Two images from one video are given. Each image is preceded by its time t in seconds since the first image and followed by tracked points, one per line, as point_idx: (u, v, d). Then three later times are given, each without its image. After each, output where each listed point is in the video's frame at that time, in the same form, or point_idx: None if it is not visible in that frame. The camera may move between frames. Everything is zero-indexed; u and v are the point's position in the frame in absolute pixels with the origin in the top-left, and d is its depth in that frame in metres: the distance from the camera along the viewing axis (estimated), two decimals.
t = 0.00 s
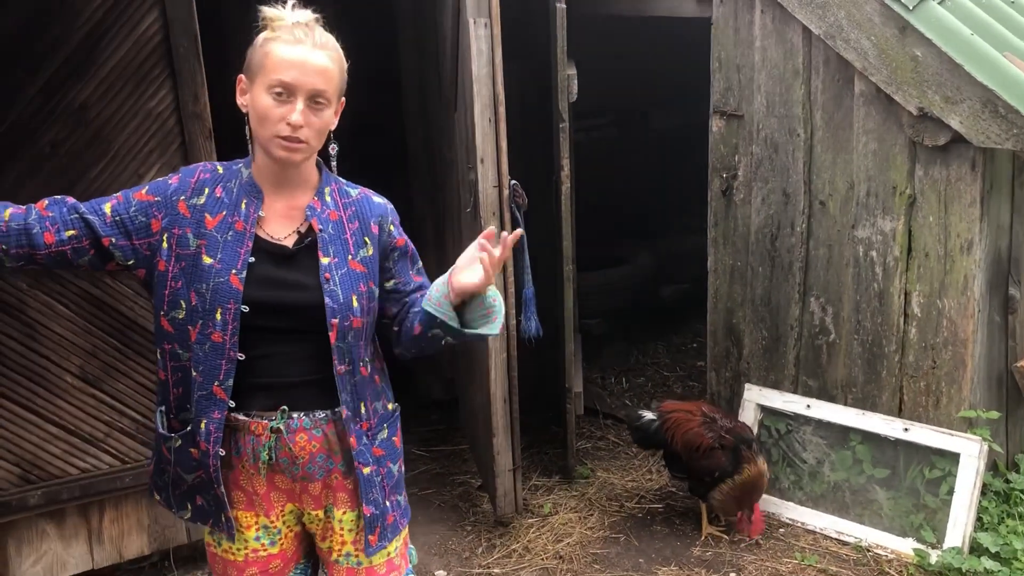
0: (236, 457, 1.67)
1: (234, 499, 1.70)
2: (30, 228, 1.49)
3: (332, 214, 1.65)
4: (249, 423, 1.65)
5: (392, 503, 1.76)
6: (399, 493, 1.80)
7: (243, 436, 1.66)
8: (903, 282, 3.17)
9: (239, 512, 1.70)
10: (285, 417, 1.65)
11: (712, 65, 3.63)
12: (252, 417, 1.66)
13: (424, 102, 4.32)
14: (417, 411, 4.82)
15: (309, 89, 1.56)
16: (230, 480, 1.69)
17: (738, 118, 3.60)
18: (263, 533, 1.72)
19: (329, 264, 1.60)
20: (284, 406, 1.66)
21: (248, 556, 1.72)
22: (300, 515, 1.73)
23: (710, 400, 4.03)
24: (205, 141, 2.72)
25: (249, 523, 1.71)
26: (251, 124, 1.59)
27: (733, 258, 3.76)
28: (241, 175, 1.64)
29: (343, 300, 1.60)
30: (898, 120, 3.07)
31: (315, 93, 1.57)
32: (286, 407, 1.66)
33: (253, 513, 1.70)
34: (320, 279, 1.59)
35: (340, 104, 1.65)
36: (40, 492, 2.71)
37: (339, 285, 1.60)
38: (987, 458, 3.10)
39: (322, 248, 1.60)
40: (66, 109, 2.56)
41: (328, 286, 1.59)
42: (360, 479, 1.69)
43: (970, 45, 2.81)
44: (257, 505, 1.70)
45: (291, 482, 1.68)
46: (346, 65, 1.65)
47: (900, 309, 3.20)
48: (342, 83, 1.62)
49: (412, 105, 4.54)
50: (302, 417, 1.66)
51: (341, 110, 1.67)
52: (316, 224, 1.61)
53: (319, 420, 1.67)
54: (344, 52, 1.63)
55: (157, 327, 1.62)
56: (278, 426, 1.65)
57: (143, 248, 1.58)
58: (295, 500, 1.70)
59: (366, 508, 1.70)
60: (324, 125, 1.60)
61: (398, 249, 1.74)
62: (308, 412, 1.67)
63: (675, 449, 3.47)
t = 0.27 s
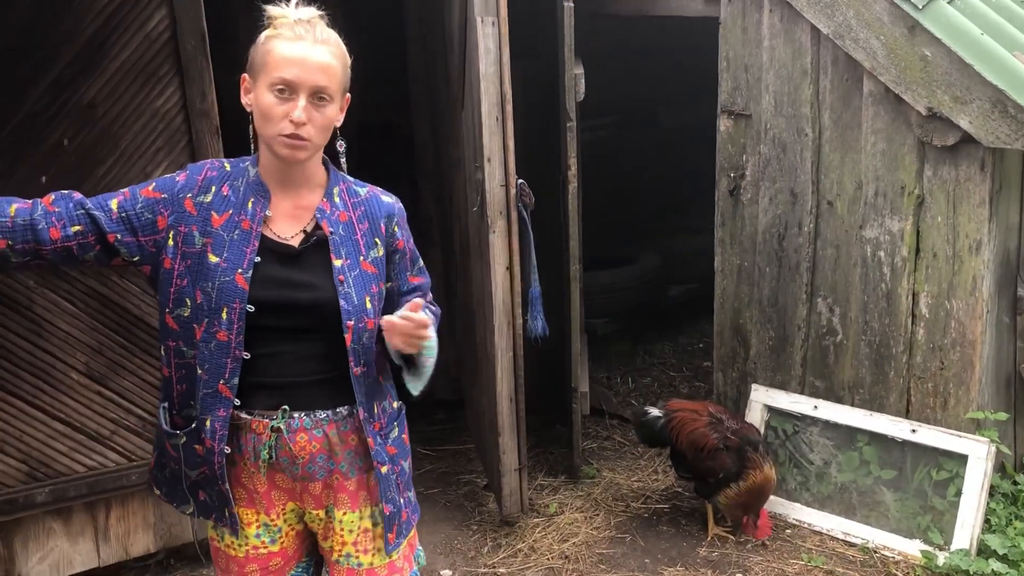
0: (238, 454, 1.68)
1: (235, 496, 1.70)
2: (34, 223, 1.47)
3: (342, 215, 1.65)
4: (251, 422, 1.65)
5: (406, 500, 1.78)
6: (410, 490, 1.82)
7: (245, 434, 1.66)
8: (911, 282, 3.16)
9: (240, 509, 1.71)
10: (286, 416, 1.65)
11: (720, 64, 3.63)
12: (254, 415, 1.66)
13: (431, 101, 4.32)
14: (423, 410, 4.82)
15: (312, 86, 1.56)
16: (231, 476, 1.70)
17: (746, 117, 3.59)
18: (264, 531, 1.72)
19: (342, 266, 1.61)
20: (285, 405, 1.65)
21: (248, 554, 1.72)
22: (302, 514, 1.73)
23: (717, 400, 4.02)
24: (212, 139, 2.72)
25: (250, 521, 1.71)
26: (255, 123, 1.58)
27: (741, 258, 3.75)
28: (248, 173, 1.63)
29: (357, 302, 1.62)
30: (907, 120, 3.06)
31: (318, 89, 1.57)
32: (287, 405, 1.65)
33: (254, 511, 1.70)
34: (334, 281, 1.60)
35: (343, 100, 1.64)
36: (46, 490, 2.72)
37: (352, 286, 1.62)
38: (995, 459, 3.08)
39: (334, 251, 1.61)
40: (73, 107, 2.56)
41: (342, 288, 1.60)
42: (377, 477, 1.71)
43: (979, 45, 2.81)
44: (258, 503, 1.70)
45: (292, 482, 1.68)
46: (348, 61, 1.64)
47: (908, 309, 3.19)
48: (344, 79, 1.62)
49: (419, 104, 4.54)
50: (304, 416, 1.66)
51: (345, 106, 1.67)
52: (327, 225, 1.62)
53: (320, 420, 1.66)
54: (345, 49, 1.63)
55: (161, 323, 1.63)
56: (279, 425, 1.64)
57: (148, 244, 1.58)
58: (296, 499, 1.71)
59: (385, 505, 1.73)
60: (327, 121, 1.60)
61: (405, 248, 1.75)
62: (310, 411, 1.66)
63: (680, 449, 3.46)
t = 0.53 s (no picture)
0: (240, 453, 1.68)
1: (238, 495, 1.70)
2: (36, 225, 1.46)
3: (354, 222, 1.67)
4: (256, 421, 1.66)
5: (418, 489, 1.84)
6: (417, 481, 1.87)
7: (248, 435, 1.67)
8: (919, 284, 3.15)
9: (243, 508, 1.71)
10: (291, 415, 1.66)
11: (728, 65, 3.62)
12: (258, 416, 1.67)
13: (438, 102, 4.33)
14: (429, 411, 4.82)
15: (308, 82, 1.56)
16: (234, 475, 1.70)
17: (753, 118, 3.58)
18: (265, 530, 1.71)
19: (358, 275, 1.64)
20: (292, 405, 1.67)
21: (248, 552, 1.71)
22: (302, 513, 1.73)
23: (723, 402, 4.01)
24: (220, 139, 2.72)
25: (251, 520, 1.71)
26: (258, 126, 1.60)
27: (747, 260, 3.74)
28: (255, 177, 1.63)
29: (371, 310, 1.66)
30: (915, 122, 3.05)
31: (314, 85, 1.56)
32: (293, 405, 1.67)
33: (256, 510, 1.70)
34: (349, 290, 1.64)
35: (345, 98, 1.63)
36: (54, 489, 2.73)
37: (366, 295, 1.66)
38: (1003, 462, 3.08)
39: (350, 260, 1.64)
40: (82, 108, 2.58)
41: (358, 298, 1.64)
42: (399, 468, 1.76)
43: (988, 47, 2.81)
44: (259, 502, 1.70)
45: (294, 481, 1.68)
46: (349, 59, 1.64)
47: (915, 311, 3.18)
48: (344, 76, 1.61)
49: (427, 105, 4.55)
50: (308, 416, 1.67)
51: (349, 106, 1.67)
52: (341, 233, 1.63)
53: (324, 420, 1.67)
54: (345, 47, 1.63)
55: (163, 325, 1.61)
56: (283, 424, 1.65)
57: (152, 247, 1.57)
58: (297, 498, 1.70)
59: (410, 494, 1.78)
60: (327, 118, 1.58)
61: (407, 254, 1.80)
62: (315, 411, 1.68)
63: (687, 446, 3.46)
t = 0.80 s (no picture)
0: (243, 457, 1.70)
1: (241, 498, 1.72)
2: (41, 227, 1.50)
3: (352, 228, 1.66)
4: (258, 427, 1.68)
5: (418, 500, 1.83)
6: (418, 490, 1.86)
7: (250, 439, 1.69)
8: (928, 289, 3.15)
9: (245, 510, 1.72)
10: (290, 422, 1.67)
11: (736, 70, 3.63)
12: (260, 422, 1.68)
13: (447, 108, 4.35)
14: (437, 415, 4.84)
15: (278, 82, 1.54)
16: (236, 478, 1.72)
17: (761, 123, 3.59)
18: (267, 532, 1.73)
19: (351, 282, 1.63)
20: (290, 412, 1.67)
21: (251, 553, 1.73)
22: (305, 517, 1.74)
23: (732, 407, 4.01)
24: (230, 143, 2.73)
25: (254, 522, 1.72)
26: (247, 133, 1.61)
27: (756, 265, 3.74)
28: (257, 181, 1.64)
29: (362, 319, 1.65)
30: (924, 127, 3.05)
31: (283, 83, 1.54)
32: (292, 412, 1.67)
33: (258, 513, 1.72)
34: (341, 297, 1.62)
35: (325, 96, 1.58)
36: (64, 492, 2.75)
37: (359, 302, 1.64)
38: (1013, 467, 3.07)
39: (343, 266, 1.62)
40: (93, 114, 2.60)
41: (350, 305, 1.62)
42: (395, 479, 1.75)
43: (997, 51, 2.81)
44: (262, 505, 1.71)
45: (296, 486, 1.69)
46: (331, 57, 1.60)
47: (924, 316, 3.18)
48: (320, 73, 1.57)
49: (435, 110, 4.57)
50: (307, 424, 1.67)
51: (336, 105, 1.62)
52: (336, 240, 1.62)
53: (324, 427, 1.68)
54: (325, 45, 1.59)
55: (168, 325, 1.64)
56: (283, 431, 1.66)
57: (156, 249, 1.60)
58: (300, 502, 1.72)
59: (405, 505, 1.77)
60: (299, 116, 1.55)
61: (410, 262, 1.78)
62: (315, 419, 1.68)
63: (698, 449, 3.45)
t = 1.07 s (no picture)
0: (246, 461, 1.71)
1: (246, 500, 1.74)
2: (57, 231, 1.51)
3: (349, 232, 1.64)
4: (260, 432, 1.68)
5: (418, 507, 1.80)
6: (421, 497, 1.83)
7: (254, 443, 1.70)
8: (940, 294, 3.14)
9: (251, 512, 1.74)
10: (290, 429, 1.67)
11: (747, 76, 3.63)
12: (264, 426, 1.69)
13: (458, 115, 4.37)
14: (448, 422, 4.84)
15: (262, 86, 1.54)
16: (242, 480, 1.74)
17: (772, 130, 3.59)
18: (272, 534, 1.75)
19: (345, 285, 1.61)
20: (289, 419, 1.67)
21: (257, 554, 1.76)
22: (309, 520, 1.76)
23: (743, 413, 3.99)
24: (242, 150, 2.75)
25: (259, 523, 1.75)
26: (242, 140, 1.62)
27: (767, 271, 3.74)
28: (261, 187, 1.66)
29: (356, 323, 1.63)
30: (936, 132, 3.05)
31: (267, 87, 1.54)
32: (292, 418, 1.68)
33: (263, 515, 1.74)
34: (335, 300, 1.61)
35: (312, 98, 1.57)
36: (77, 497, 2.77)
37: (353, 306, 1.62)
38: None
39: (337, 270, 1.61)
40: (106, 122, 2.62)
41: (342, 309, 1.61)
42: (390, 488, 1.72)
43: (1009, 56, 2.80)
44: (266, 507, 1.73)
45: (297, 491, 1.70)
46: (318, 59, 1.59)
47: (937, 322, 3.16)
48: (304, 75, 1.55)
49: (446, 117, 4.59)
50: (307, 430, 1.67)
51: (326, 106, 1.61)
52: (332, 243, 1.61)
53: (324, 434, 1.68)
54: (311, 48, 1.58)
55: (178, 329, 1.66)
56: (283, 437, 1.67)
57: (167, 254, 1.62)
58: (303, 506, 1.73)
59: (400, 515, 1.74)
60: (284, 118, 1.54)
61: (413, 267, 1.73)
62: (314, 425, 1.68)
63: (709, 455, 3.45)
